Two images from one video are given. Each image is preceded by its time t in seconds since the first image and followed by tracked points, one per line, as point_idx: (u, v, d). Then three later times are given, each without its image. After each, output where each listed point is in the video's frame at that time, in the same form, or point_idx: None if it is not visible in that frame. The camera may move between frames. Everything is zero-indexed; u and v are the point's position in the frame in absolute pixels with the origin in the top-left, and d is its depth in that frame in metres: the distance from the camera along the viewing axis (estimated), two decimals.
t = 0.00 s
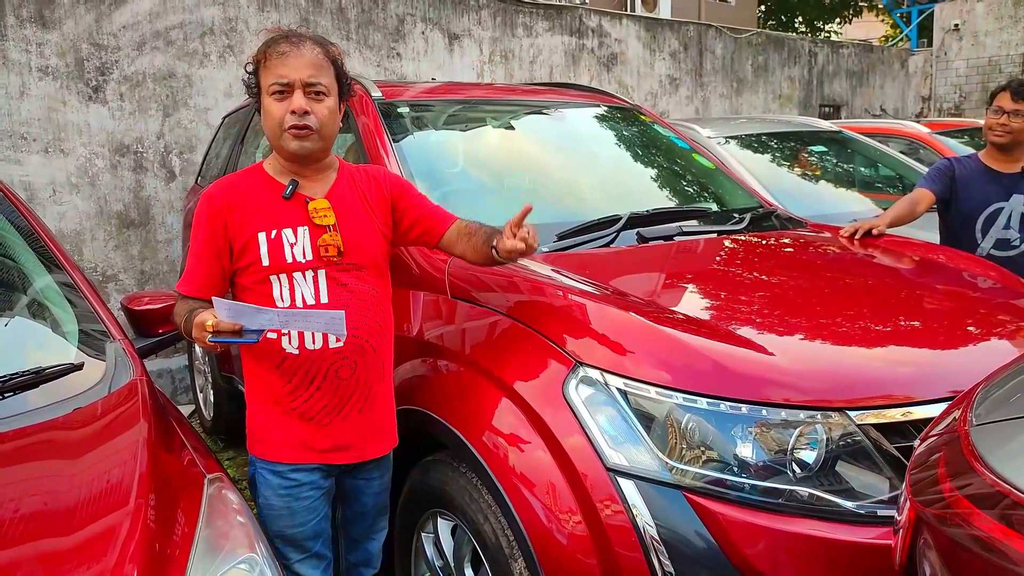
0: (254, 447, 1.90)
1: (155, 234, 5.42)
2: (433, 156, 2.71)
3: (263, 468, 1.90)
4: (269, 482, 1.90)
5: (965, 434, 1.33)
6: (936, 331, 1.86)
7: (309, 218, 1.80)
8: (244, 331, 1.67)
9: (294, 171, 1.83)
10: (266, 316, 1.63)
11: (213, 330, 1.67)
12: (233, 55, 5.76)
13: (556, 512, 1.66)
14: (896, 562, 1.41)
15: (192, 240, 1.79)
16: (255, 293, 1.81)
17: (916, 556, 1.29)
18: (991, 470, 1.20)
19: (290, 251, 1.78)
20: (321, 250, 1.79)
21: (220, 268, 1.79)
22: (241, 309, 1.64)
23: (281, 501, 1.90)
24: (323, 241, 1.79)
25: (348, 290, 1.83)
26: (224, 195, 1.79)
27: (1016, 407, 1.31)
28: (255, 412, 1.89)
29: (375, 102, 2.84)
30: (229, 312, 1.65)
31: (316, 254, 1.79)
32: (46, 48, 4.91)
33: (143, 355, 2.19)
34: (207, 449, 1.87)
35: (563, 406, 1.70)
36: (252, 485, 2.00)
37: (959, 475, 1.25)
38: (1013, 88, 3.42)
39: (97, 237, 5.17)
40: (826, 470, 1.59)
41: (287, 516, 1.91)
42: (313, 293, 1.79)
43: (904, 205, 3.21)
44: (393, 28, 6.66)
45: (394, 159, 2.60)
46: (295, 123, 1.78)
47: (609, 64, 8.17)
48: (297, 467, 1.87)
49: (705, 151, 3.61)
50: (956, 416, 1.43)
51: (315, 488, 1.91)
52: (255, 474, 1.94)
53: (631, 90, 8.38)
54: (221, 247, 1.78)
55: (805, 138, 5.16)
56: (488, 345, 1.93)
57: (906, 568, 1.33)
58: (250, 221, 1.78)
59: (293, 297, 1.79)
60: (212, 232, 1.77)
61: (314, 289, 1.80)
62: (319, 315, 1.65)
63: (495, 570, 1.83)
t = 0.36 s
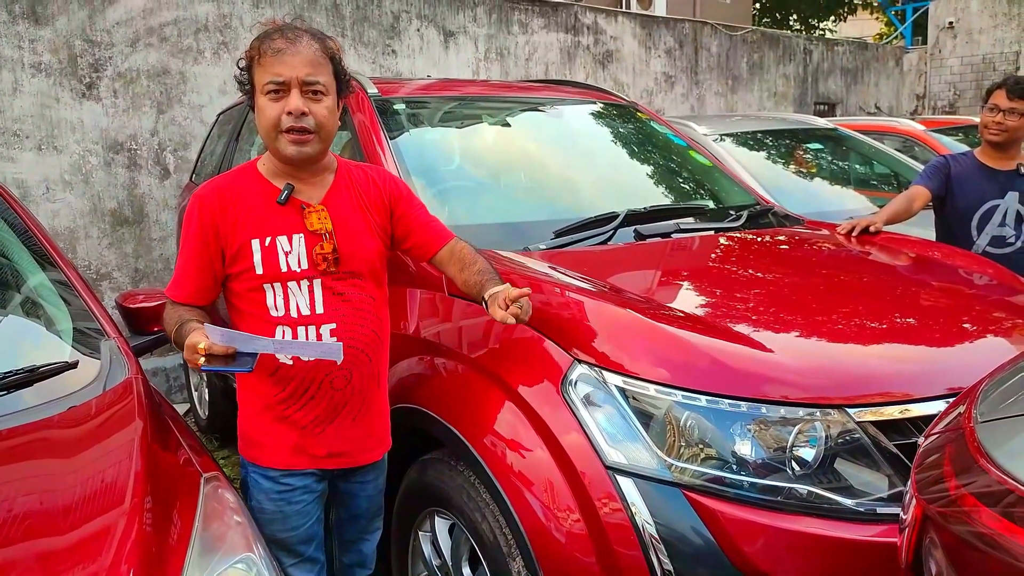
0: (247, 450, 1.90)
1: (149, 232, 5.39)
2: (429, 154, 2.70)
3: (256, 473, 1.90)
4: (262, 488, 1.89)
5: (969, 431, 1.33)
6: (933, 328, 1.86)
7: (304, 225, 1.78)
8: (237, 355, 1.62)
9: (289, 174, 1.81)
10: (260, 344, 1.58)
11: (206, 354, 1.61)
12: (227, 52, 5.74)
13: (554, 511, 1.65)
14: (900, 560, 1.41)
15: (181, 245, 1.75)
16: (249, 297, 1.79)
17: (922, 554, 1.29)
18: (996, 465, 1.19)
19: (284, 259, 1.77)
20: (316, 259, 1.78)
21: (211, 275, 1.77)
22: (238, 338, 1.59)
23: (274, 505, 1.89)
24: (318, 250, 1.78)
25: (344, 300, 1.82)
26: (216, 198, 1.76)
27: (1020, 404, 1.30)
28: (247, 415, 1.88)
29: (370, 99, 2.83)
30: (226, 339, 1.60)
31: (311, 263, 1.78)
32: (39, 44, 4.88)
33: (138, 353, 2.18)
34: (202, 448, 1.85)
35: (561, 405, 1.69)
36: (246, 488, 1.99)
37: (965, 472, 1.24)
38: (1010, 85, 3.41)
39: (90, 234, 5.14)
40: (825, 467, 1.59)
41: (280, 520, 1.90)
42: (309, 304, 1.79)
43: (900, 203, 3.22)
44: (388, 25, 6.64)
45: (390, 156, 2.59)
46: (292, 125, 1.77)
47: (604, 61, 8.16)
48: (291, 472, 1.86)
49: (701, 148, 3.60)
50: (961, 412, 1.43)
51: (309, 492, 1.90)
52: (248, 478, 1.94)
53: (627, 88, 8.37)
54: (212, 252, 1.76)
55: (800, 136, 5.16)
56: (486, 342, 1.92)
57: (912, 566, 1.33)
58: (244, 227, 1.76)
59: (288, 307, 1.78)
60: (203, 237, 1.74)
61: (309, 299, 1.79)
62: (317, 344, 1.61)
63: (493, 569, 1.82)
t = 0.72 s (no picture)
0: (255, 458, 1.89)
1: (158, 232, 5.41)
2: (437, 153, 2.71)
3: (264, 481, 1.90)
4: (271, 494, 1.89)
5: (979, 427, 1.32)
6: (943, 325, 1.85)
7: (311, 221, 1.78)
8: (247, 343, 1.64)
9: (294, 170, 1.81)
10: (272, 328, 1.61)
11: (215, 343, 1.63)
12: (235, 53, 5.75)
13: (562, 509, 1.65)
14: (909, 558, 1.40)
15: (186, 246, 1.76)
16: (256, 300, 1.80)
17: (931, 551, 1.28)
18: (1005, 462, 1.19)
19: (292, 256, 1.77)
20: (323, 255, 1.78)
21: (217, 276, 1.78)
22: (249, 321, 1.61)
23: (282, 513, 1.90)
24: (325, 246, 1.78)
25: (351, 297, 1.82)
26: (220, 197, 1.76)
27: None
28: (253, 420, 1.88)
29: (377, 98, 2.83)
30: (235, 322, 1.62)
31: (319, 259, 1.78)
32: (49, 46, 4.91)
33: (147, 353, 2.19)
34: (212, 447, 1.86)
35: (568, 402, 1.69)
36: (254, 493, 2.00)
37: (975, 468, 1.24)
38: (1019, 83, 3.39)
39: (100, 235, 5.17)
40: (834, 465, 1.58)
41: (288, 528, 1.91)
42: (317, 302, 1.79)
43: (910, 201, 3.20)
44: (395, 25, 6.65)
45: (397, 156, 2.60)
46: (296, 117, 1.77)
47: (611, 60, 8.15)
48: (300, 478, 1.86)
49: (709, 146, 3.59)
50: (970, 408, 1.42)
51: (318, 500, 1.91)
52: (255, 484, 1.94)
53: (634, 86, 8.36)
54: (218, 252, 1.77)
55: (808, 134, 5.14)
56: (494, 340, 1.93)
57: (921, 564, 1.32)
58: (249, 226, 1.76)
59: (296, 304, 1.78)
60: (208, 237, 1.75)
61: (318, 295, 1.79)
62: (330, 327, 1.64)
63: (502, 567, 1.82)
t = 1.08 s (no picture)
0: (259, 470, 1.88)
1: (162, 236, 5.43)
2: (438, 156, 2.71)
3: (269, 493, 1.89)
4: (274, 507, 1.89)
5: (981, 427, 1.31)
6: (947, 325, 1.84)
7: (309, 219, 1.79)
8: (230, 320, 1.65)
9: (289, 172, 1.83)
10: (253, 302, 1.61)
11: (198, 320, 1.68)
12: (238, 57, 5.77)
13: (566, 512, 1.65)
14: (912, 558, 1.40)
15: (183, 251, 1.75)
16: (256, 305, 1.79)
17: (933, 552, 1.28)
18: (1006, 461, 1.18)
19: (291, 255, 1.77)
20: (323, 253, 1.79)
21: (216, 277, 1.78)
22: (228, 292, 1.61)
23: (288, 526, 1.89)
24: (325, 244, 1.79)
25: (353, 296, 1.83)
26: (217, 199, 1.77)
27: None
28: (255, 431, 1.87)
29: (379, 102, 2.84)
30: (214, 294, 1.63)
31: (319, 257, 1.79)
32: (52, 52, 4.93)
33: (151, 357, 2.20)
34: (215, 451, 1.87)
35: (571, 404, 1.69)
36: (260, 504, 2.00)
37: (977, 469, 1.23)
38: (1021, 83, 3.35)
39: (104, 240, 5.18)
40: (837, 466, 1.58)
41: (293, 541, 1.91)
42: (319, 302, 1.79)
43: (912, 200, 3.19)
44: (397, 28, 6.67)
45: (400, 159, 2.60)
46: (287, 124, 1.79)
47: (613, 62, 8.15)
48: (306, 488, 1.86)
49: (711, 147, 3.59)
50: (972, 408, 1.41)
51: (322, 514, 1.91)
52: (258, 496, 1.94)
53: (636, 88, 8.36)
54: (215, 254, 1.76)
55: (811, 134, 5.13)
56: (495, 343, 1.93)
57: (922, 564, 1.32)
58: (249, 226, 1.76)
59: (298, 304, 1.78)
60: (205, 238, 1.75)
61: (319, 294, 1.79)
62: (311, 298, 1.59)
63: (506, 570, 1.82)
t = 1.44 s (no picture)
0: (251, 482, 1.86)
1: (150, 245, 5.40)
2: (427, 163, 2.71)
3: (262, 504, 1.87)
4: (268, 518, 1.86)
5: (965, 431, 1.32)
6: (933, 329, 1.86)
7: (301, 229, 1.80)
8: (231, 331, 1.63)
9: (275, 187, 1.82)
10: (255, 313, 1.61)
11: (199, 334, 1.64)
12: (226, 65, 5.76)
13: (555, 518, 1.65)
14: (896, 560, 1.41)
15: (172, 265, 1.73)
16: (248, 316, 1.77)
17: (917, 555, 1.29)
18: (989, 466, 1.19)
19: (285, 265, 1.77)
20: (317, 262, 1.80)
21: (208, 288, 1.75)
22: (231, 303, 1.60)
23: (282, 537, 1.87)
24: (318, 253, 1.80)
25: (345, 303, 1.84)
26: (205, 213, 1.75)
27: (1016, 403, 1.30)
28: (247, 444, 1.85)
29: (368, 109, 2.84)
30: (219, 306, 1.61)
31: (312, 266, 1.80)
32: (38, 61, 4.91)
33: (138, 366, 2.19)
34: (203, 461, 1.86)
35: (561, 411, 1.70)
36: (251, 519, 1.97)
37: (960, 473, 1.24)
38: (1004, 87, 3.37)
39: (91, 249, 5.15)
40: (825, 470, 1.59)
41: (287, 552, 1.89)
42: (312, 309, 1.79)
43: (898, 205, 3.21)
44: (386, 36, 6.67)
45: (389, 166, 2.60)
46: (272, 143, 1.78)
47: (601, 68, 8.18)
48: (301, 498, 1.84)
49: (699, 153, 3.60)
50: (954, 412, 1.43)
51: (318, 523, 1.90)
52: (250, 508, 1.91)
53: (624, 94, 8.39)
54: (205, 266, 1.74)
55: (798, 139, 5.17)
56: (484, 350, 1.93)
57: (906, 566, 1.33)
58: (240, 238, 1.75)
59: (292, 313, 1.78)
60: (195, 251, 1.73)
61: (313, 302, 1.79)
62: (315, 305, 1.64)
63: None
